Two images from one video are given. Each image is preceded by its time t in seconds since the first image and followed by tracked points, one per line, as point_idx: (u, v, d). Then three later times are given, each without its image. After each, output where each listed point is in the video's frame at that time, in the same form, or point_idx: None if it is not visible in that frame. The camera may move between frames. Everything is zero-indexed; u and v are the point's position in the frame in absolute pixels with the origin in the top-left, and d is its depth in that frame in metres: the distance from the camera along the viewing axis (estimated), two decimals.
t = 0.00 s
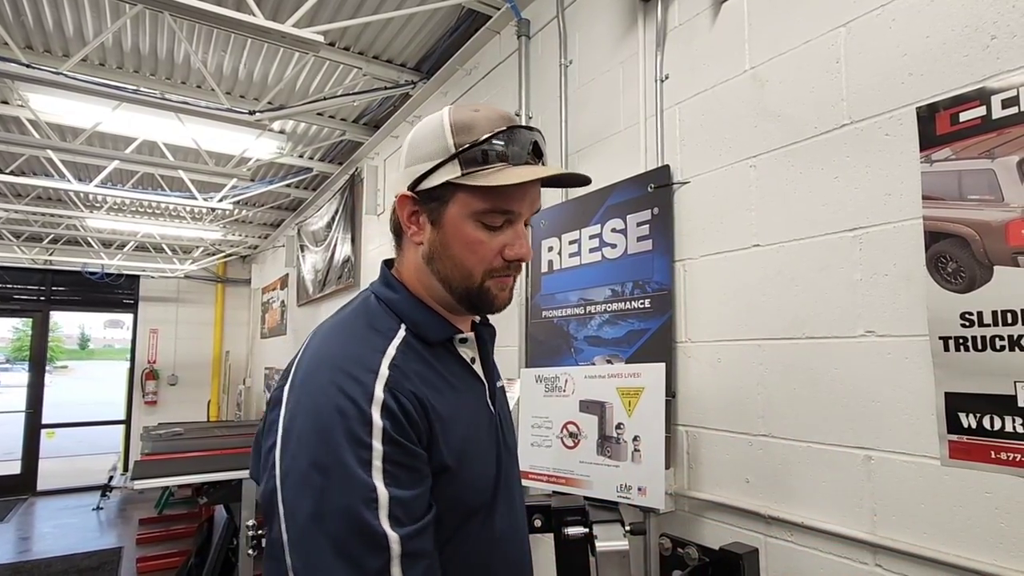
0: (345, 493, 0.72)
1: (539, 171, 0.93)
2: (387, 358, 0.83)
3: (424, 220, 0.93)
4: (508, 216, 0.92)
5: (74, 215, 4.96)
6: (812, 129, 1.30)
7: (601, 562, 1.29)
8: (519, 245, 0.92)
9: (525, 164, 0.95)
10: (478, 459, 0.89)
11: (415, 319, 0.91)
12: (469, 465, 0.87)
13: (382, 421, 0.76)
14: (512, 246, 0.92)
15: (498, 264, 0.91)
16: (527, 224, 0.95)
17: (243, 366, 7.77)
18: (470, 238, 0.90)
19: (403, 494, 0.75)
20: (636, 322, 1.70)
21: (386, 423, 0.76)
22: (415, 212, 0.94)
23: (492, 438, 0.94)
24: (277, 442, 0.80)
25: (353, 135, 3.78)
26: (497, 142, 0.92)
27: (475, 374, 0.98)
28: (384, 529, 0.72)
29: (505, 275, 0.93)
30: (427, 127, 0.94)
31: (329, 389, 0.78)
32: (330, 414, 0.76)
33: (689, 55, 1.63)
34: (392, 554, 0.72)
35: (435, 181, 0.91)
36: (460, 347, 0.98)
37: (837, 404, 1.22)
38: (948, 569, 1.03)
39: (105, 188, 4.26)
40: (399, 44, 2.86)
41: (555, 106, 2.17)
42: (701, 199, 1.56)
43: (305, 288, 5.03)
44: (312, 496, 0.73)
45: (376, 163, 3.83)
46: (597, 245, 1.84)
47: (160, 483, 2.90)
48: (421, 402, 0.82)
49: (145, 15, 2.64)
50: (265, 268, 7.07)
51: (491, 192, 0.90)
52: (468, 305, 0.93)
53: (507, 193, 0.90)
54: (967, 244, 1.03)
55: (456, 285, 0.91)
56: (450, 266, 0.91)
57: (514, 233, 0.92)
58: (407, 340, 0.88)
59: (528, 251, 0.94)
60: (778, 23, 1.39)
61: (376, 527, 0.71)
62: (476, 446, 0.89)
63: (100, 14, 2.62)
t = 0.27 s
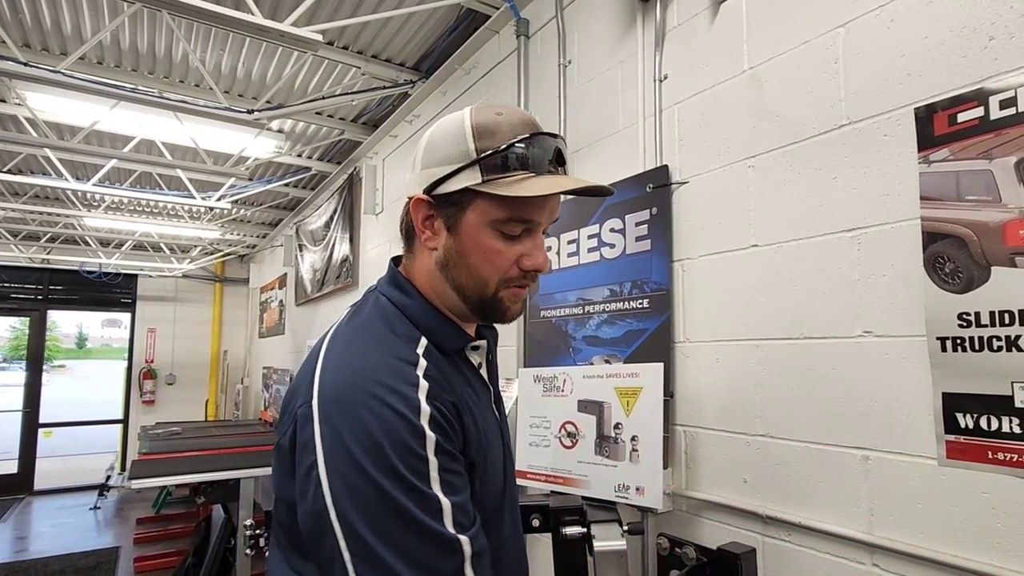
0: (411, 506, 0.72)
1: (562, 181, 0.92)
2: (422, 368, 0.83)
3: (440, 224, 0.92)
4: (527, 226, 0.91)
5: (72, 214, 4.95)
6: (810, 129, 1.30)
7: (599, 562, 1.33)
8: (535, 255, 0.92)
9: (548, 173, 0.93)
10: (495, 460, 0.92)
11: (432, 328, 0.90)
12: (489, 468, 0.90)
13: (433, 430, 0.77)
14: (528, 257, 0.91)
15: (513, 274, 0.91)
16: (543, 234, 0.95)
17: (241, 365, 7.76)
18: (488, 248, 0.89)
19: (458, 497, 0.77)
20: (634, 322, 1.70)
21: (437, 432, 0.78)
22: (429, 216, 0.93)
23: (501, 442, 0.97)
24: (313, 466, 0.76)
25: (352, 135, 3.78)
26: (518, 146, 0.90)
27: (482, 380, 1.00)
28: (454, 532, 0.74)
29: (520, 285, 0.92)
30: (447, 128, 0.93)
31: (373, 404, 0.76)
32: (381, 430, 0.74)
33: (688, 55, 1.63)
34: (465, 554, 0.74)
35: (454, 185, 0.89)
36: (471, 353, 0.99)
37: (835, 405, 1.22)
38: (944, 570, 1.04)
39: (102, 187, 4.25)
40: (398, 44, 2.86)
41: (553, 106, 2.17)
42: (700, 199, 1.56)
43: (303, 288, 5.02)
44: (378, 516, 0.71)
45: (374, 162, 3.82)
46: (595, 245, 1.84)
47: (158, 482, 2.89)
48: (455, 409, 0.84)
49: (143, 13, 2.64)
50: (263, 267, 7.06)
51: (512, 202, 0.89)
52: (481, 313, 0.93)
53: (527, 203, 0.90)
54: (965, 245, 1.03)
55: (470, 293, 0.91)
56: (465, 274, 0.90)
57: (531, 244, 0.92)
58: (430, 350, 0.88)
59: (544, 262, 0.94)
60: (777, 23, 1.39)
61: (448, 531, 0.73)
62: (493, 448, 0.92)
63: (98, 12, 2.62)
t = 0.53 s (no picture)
0: (434, 512, 0.72)
1: (573, 187, 0.91)
2: (436, 374, 0.83)
3: (449, 229, 0.93)
4: (536, 230, 0.91)
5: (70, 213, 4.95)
6: (808, 132, 1.30)
7: (598, 562, 1.34)
8: (544, 261, 0.92)
9: (559, 179, 0.92)
10: (501, 463, 0.94)
11: (443, 333, 0.91)
12: (494, 473, 0.92)
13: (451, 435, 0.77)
14: (536, 261, 0.91)
15: (521, 278, 0.91)
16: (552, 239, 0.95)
17: (239, 365, 7.75)
18: (497, 252, 0.89)
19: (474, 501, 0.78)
20: (633, 323, 1.70)
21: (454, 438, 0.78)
22: (439, 220, 0.93)
23: (505, 446, 0.98)
24: (332, 472, 0.74)
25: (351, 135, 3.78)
26: (529, 152, 0.90)
27: (488, 384, 1.01)
28: (473, 537, 0.75)
29: (528, 289, 0.92)
30: (458, 134, 0.93)
31: (394, 410, 0.75)
32: (403, 436, 0.74)
33: (687, 58, 1.63)
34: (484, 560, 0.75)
35: (464, 191, 0.89)
36: (478, 356, 1.00)
37: (831, 406, 1.23)
38: (941, 571, 1.04)
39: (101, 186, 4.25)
40: (398, 45, 2.87)
41: (552, 107, 2.17)
42: (698, 201, 1.56)
43: (302, 288, 5.02)
44: (401, 523, 0.71)
45: (373, 163, 3.83)
46: (594, 246, 1.85)
47: (156, 482, 2.89)
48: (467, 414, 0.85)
49: (143, 13, 2.64)
50: (262, 267, 7.06)
51: (523, 207, 0.89)
52: (489, 318, 0.93)
53: (538, 209, 0.90)
54: (962, 248, 1.04)
55: (478, 298, 0.91)
56: (473, 278, 0.90)
57: (540, 249, 0.92)
58: (443, 355, 0.88)
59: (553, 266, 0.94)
60: (775, 26, 1.40)
61: (468, 536, 0.74)
62: (499, 452, 0.95)
63: (97, 12, 2.61)
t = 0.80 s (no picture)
0: (434, 509, 0.72)
1: (573, 186, 0.91)
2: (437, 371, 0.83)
3: (448, 227, 0.93)
4: (536, 229, 0.91)
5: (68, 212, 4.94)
6: (807, 133, 1.30)
7: (595, 562, 1.32)
8: (543, 259, 0.92)
9: (558, 178, 0.93)
10: (501, 461, 0.94)
11: (442, 331, 0.91)
12: (494, 471, 0.92)
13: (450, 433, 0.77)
14: (536, 260, 0.91)
15: (520, 276, 0.91)
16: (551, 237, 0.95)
17: (237, 365, 7.74)
18: (496, 250, 0.89)
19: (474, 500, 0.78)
20: (632, 323, 1.70)
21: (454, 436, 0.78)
22: (439, 218, 0.93)
23: (504, 445, 0.98)
24: (332, 469, 0.74)
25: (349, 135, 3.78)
26: (529, 151, 0.90)
27: (486, 383, 1.01)
28: (472, 535, 0.75)
29: (527, 287, 0.92)
30: (459, 132, 0.93)
31: (395, 407, 0.75)
32: (403, 433, 0.74)
33: (685, 58, 1.63)
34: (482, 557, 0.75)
35: (464, 189, 0.89)
36: (477, 355, 1.00)
37: (828, 406, 1.23)
38: (939, 571, 1.04)
39: (99, 185, 4.24)
40: (397, 44, 2.86)
41: (551, 107, 2.17)
42: (697, 201, 1.56)
43: (300, 288, 5.01)
44: (401, 519, 0.71)
45: (372, 163, 3.82)
46: (593, 246, 1.85)
47: (154, 481, 2.89)
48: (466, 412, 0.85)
49: (141, 12, 2.63)
50: (260, 267, 7.05)
51: (523, 205, 0.89)
52: (488, 316, 0.93)
53: (537, 207, 0.90)
54: (961, 249, 1.04)
55: (478, 296, 0.91)
56: (473, 276, 0.90)
57: (540, 247, 0.92)
58: (442, 353, 0.88)
59: (552, 264, 0.94)
60: (774, 26, 1.40)
61: (467, 534, 0.74)
62: (499, 449, 0.95)
63: (95, 11, 2.61)
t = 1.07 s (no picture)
0: (426, 494, 0.72)
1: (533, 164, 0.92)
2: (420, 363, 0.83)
3: (420, 220, 0.94)
4: (506, 213, 0.92)
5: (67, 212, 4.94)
6: (806, 134, 1.31)
7: (594, 562, 1.32)
8: (515, 240, 0.92)
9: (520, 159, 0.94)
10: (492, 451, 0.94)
11: (426, 326, 0.91)
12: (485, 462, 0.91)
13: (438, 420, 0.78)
14: (509, 243, 0.92)
15: (496, 261, 0.91)
16: (522, 220, 0.96)
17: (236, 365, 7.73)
18: (468, 237, 0.90)
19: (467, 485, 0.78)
20: (631, 324, 1.70)
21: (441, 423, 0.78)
22: (411, 213, 0.95)
23: (495, 437, 0.98)
24: (322, 463, 0.74)
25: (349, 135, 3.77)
26: (488, 135, 0.91)
27: (476, 377, 1.01)
28: (467, 517, 0.75)
29: (504, 272, 0.93)
30: (421, 126, 0.94)
31: (379, 400, 0.76)
32: (388, 424, 0.74)
33: (685, 59, 1.63)
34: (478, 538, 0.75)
35: (429, 181, 0.91)
36: (464, 350, 0.99)
37: (828, 408, 1.23)
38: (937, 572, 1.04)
39: (98, 185, 4.24)
40: (397, 44, 2.86)
41: (551, 107, 2.17)
42: (697, 202, 1.56)
43: (299, 288, 5.01)
44: (396, 505, 0.71)
45: (371, 163, 3.82)
46: (592, 247, 1.85)
47: (153, 481, 2.88)
48: (453, 401, 0.85)
49: (141, 11, 2.63)
50: (260, 267, 7.04)
51: (488, 190, 0.90)
52: (469, 304, 0.93)
53: (502, 190, 0.91)
54: (960, 251, 1.04)
55: (455, 285, 0.91)
56: (448, 266, 0.91)
57: (511, 229, 0.92)
58: (426, 348, 0.88)
59: (526, 246, 0.95)
60: (774, 28, 1.40)
61: (462, 516, 0.74)
62: (490, 439, 0.95)
63: (95, 10, 2.61)
